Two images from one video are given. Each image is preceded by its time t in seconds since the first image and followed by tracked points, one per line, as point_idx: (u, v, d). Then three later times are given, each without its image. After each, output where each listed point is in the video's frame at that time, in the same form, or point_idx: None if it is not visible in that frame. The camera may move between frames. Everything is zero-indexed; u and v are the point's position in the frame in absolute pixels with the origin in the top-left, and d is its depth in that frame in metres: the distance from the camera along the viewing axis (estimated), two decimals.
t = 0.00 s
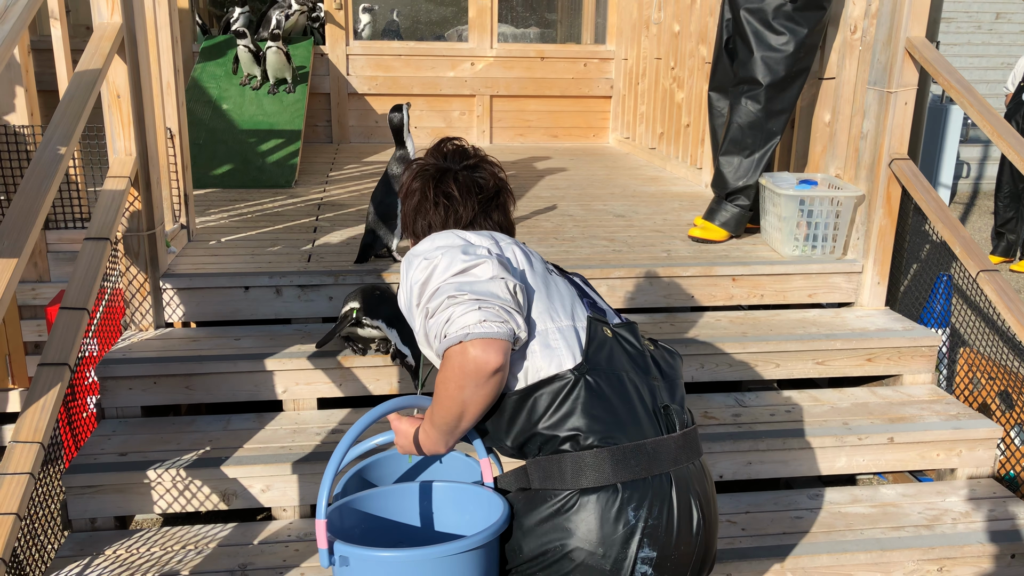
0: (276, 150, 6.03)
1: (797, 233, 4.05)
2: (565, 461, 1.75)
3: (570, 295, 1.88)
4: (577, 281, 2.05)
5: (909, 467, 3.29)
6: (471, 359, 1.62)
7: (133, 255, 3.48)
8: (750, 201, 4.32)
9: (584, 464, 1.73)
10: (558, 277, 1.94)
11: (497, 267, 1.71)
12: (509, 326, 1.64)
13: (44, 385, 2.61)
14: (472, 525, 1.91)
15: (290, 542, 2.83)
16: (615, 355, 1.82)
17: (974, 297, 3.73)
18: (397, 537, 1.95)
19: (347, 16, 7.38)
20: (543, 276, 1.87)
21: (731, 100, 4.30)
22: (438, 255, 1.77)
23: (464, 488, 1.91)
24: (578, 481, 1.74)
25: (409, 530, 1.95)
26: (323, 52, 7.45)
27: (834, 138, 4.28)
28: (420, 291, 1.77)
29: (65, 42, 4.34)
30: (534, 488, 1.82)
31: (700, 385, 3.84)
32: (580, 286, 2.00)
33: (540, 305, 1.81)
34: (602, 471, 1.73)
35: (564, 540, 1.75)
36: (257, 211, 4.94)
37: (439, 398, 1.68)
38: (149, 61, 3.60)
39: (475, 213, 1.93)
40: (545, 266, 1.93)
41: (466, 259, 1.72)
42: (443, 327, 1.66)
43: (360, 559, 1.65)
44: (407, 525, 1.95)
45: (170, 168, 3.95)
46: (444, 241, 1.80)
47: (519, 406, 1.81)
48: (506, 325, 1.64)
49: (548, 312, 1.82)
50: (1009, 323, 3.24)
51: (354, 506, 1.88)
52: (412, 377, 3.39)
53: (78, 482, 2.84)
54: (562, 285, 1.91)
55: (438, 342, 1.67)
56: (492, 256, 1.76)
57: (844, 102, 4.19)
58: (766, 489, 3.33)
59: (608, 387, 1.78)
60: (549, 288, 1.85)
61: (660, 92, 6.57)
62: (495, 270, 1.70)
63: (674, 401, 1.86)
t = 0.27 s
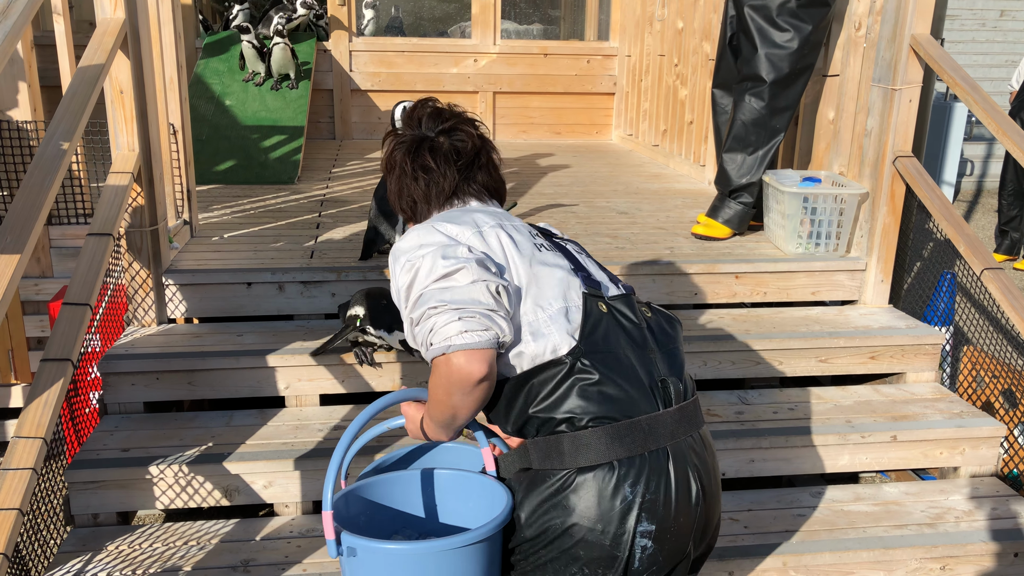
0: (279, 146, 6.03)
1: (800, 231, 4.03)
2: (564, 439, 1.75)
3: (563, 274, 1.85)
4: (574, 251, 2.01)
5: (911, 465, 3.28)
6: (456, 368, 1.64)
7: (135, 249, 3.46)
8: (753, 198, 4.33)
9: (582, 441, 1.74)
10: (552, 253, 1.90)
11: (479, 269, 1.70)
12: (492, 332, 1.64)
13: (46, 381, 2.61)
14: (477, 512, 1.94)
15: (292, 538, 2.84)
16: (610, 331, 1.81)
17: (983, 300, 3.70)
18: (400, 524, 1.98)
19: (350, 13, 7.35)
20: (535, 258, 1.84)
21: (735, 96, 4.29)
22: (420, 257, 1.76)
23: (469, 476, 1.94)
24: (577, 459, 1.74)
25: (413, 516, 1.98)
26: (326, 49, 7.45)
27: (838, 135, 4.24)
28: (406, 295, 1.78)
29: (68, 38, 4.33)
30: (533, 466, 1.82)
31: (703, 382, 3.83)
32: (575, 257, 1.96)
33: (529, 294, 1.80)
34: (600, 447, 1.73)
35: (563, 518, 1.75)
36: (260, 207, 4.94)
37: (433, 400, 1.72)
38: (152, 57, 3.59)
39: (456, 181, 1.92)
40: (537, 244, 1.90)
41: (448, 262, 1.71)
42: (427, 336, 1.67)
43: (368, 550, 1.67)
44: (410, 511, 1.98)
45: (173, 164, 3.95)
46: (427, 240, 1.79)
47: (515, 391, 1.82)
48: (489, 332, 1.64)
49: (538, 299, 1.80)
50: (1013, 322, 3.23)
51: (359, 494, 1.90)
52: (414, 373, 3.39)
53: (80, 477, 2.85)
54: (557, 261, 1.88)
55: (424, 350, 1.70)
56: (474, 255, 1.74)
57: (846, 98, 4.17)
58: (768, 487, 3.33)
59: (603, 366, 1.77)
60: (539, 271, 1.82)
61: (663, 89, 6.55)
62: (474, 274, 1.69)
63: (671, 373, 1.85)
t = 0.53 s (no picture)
0: (281, 143, 6.02)
1: (803, 229, 4.02)
2: (549, 410, 1.74)
3: (552, 248, 1.70)
4: (582, 199, 1.82)
5: (914, 463, 3.27)
6: (432, 365, 1.64)
7: (138, 245, 3.46)
8: (756, 196, 4.32)
9: (565, 412, 1.72)
10: (547, 217, 1.74)
11: (451, 268, 1.62)
12: (466, 336, 1.62)
13: (48, 377, 2.61)
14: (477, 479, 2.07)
15: (293, 534, 2.83)
16: (599, 303, 1.70)
17: (982, 296, 3.65)
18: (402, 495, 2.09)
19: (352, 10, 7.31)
20: (522, 232, 1.70)
21: (738, 94, 4.28)
22: (399, 246, 1.70)
23: (467, 443, 2.07)
24: (562, 429, 1.73)
25: (416, 485, 2.09)
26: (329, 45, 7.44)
27: (841, 132, 4.24)
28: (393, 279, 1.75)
29: (70, 33, 4.33)
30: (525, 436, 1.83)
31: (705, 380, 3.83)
32: (579, 211, 1.78)
33: (514, 277, 1.69)
34: (583, 417, 1.70)
35: (548, 489, 1.75)
36: (262, 203, 4.93)
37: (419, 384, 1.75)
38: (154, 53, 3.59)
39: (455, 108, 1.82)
40: (529, 209, 1.74)
41: (421, 259, 1.64)
42: (406, 331, 1.67)
43: (380, 520, 1.73)
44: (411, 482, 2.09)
45: (175, 161, 3.94)
46: (406, 225, 1.71)
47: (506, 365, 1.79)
48: (461, 338, 1.62)
49: (524, 282, 1.69)
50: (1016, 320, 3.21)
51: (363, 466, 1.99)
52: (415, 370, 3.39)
53: (81, 473, 2.84)
54: (550, 229, 1.73)
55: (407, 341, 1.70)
56: (448, 248, 1.64)
57: (850, 96, 4.16)
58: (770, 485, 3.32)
59: (589, 345, 1.69)
60: (526, 248, 1.69)
61: (666, 86, 6.54)
62: (449, 274, 1.62)
63: (665, 342, 1.75)
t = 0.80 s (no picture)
0: (282, 140, 6.02)
1: (806, 226, 4.02)
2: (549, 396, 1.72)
3: (570, 243, 1.62)
4: (613, 180, 1.69)
5: (916, 461, 3.27)
6: (436, 349, 1.65)
7: (139, 241, 3.45)
8: (757, 193, 4.31)
9: (564, 401, 1.69)
10: (571, 204, 1.64)
11: (463, 264, 1.56)
12: (472, 331, 1.62)
13: (49, 374, 2.60)
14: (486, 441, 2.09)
15: (294, 531, 2.83)
16: (609, 296, 1.63)
17: (985, 293, 3.65)
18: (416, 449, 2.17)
19: (353, 5, 7.23)
20: (541, 221, 1.61)
21: (740, 91, 4.27)
22: (414, 227, 1.62)
23: (479, 404, 2.09)
24: (559, 416, 1.71)
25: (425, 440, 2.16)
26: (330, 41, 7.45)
27: (844, 130, 4.24)
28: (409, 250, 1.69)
29: (71, 30, 4.32)
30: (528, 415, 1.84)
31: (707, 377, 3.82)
32: (607, 195, 1.66)
33: (528, 270, 1.63)
34: (579, 408, 1.67)
35: (542, 475, 1.73)
36: (263, 200, 4.93)
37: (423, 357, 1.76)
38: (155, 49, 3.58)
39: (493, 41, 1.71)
40: (553, 193, 1.63)
41: (434, 250, 1.57)
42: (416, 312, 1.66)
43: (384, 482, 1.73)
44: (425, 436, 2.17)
45: (176, 158, 3.94)
46: (424, 204, 1.62)
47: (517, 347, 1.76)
48: (467, 332, 1.61)
49: (538, 276, 1.63)
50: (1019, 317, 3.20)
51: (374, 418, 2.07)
52: (417, 367, 3.38)
53: (82, 470, 2.84)
54: (572, 219, 1.63)
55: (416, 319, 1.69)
56: (462, 241, 1.57)
57: (852, 93, 4.16)
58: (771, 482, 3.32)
59: (597, 339, 1.64)
60: (545, 241, 1.61)
61: (668, 83, 6.53)
62: (459, 270, 1.56)
63: (674, 338, 1.70)
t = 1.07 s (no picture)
0: (281, 137, 6.01)
1: (805, 224, 4.02)
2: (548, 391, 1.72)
3: (581, 244, 1.59)
4: (633, 177, 1.63)
5: (915, 459, 3.27)
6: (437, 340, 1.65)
7: (139, 238, 3.44)
8: (757, 191, 4.30)
9: (563, 397, 1.68)
10: (588, 201, 1.59)
11: (471, 264, 1.52)
12: (475, 329, 1.61)
13: (48, 372, 2.59)
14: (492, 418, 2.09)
15: (293, 529, 2.83)
16: (615, 295, 1.61)
17: (985, 291, 3.64)
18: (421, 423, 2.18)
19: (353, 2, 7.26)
20: (555, 219, 1.57)
21: (740, 88, 4.27)
22: (424, 216, 1.57)
23: (486, 385, 2.07)
24: (558, 411, 1.71)
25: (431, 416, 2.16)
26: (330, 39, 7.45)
27: (843, 127, 4.24)
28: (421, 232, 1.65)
29: (70, 27, 4.31)
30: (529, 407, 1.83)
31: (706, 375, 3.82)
32: (625, 192, 1.62)
33: (537, 270, 1.60)
34: (578, 405, 1.67)
35: (539, 469, 1.73)
36: (263, 198, 4.93)
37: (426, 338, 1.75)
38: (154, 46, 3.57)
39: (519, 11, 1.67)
40: (570, 189, 1.58)
41: (443, 247, 1.54)
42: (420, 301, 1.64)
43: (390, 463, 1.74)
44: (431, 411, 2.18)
45: (175, 155, 3.93)
46: (437, 193, 1.57)
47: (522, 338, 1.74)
48: (469, 328, 1.60)
49: (548, 276, 1.60)
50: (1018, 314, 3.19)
51: (380, 395, 2.07)
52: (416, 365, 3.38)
53: (81, 468, 2.84)
54: (587, 217, 1.60)
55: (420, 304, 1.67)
56: (471, 241, 1.52)
57: (852, 91, 4.15)
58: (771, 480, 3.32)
59: (600, 337, 1.63)
60: (557, 241, 1.58)
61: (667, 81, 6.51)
62: (467, 270, 1.53)
63: (677, 339, 1.69)
